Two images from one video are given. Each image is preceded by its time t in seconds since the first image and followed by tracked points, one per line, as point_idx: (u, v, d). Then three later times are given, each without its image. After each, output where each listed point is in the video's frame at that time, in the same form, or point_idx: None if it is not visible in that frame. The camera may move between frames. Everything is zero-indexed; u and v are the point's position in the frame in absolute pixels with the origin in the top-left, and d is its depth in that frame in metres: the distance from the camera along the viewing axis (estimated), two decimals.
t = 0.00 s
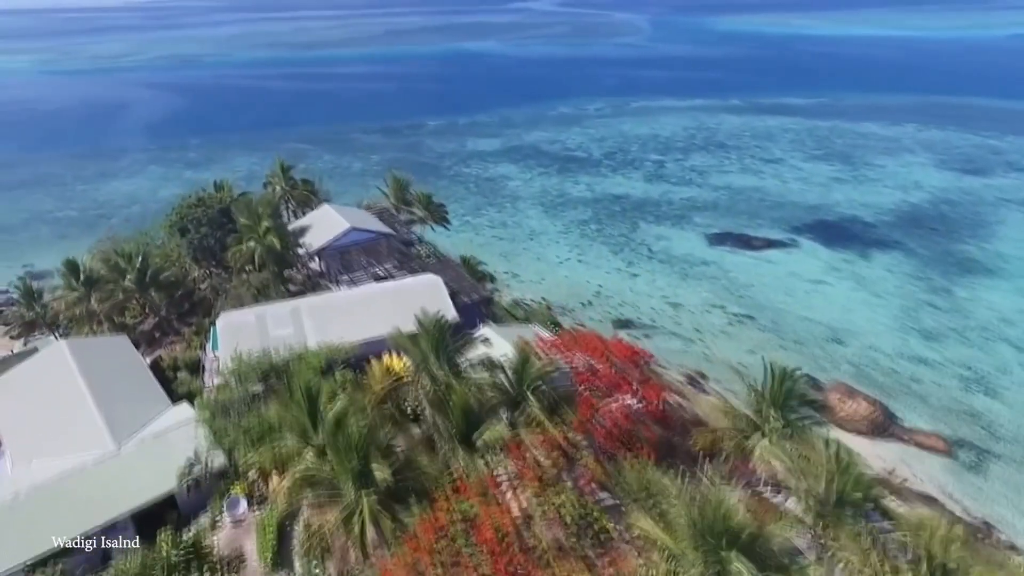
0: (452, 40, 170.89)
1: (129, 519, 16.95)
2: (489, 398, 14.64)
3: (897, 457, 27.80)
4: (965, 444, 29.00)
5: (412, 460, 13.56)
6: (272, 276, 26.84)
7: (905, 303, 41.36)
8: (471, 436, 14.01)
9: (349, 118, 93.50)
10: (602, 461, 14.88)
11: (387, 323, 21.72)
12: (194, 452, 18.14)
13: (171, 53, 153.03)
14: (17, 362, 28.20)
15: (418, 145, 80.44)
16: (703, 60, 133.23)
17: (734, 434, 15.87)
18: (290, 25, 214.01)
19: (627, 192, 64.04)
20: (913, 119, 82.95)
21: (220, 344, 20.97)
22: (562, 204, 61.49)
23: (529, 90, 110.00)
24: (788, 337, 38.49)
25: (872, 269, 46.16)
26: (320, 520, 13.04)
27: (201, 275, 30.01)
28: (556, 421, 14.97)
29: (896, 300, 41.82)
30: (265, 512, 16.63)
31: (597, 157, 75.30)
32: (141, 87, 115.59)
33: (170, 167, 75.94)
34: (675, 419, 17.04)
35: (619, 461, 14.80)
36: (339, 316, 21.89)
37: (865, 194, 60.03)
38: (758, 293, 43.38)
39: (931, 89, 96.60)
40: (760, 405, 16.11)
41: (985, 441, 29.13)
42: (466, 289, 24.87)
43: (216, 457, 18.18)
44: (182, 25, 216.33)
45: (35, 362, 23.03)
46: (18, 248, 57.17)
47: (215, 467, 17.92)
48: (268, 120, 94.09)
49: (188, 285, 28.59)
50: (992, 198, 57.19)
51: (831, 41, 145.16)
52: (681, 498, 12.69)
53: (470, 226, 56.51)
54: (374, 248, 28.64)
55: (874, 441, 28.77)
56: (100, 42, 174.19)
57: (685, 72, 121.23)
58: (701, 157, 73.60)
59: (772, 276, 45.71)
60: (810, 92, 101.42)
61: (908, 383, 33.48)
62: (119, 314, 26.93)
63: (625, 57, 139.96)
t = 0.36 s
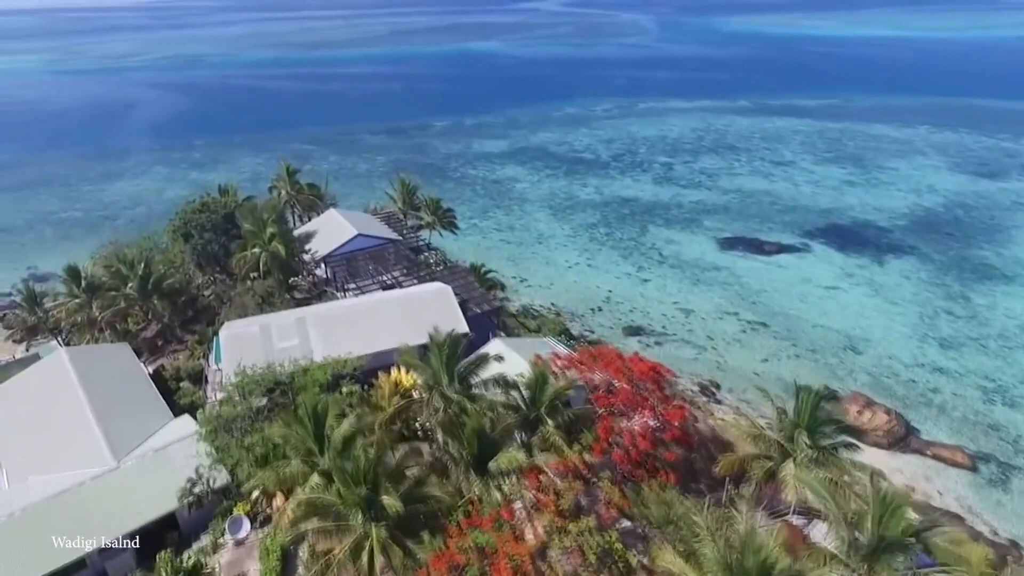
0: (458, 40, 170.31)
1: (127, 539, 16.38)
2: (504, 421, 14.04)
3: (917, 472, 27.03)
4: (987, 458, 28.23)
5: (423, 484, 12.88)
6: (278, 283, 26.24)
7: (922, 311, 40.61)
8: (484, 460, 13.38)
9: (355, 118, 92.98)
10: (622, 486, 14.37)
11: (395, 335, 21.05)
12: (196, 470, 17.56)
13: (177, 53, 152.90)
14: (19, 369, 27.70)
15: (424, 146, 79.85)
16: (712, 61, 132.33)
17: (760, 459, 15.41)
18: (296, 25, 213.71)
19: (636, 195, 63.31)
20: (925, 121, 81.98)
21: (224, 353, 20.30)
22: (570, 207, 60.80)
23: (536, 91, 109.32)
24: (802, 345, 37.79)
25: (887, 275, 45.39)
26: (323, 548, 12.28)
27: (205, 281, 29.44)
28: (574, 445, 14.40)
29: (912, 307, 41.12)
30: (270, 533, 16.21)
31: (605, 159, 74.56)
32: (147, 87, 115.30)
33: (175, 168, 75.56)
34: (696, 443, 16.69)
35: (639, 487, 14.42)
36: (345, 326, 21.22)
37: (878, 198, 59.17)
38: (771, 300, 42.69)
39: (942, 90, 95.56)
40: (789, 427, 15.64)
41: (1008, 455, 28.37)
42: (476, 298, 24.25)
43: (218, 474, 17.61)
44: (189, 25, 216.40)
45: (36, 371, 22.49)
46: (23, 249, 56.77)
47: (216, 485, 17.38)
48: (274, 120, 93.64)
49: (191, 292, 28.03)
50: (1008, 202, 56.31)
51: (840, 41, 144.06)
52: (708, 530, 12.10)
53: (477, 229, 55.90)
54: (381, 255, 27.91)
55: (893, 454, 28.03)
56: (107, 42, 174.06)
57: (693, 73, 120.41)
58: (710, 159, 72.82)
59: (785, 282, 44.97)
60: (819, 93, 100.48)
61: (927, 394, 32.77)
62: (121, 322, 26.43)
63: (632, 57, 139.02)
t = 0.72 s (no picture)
0: (463, 40, 169.66)
1: (126, 556, 15.90)
2: (517, 442, 13.55)
3: (935, 484, 26.40)
4: (1007, 470, 27.59)
5: (434, 512, 12.53)
6: (282, 289, 25.67)
7: (936, 318, 40.02)
8: (496, 484, 12.77)
9: (360, 119, 92.51)
10: (642, 511, 14.16)
11: (402, 346, 20.58)
12: (197, 486, 17.04)
13: (181, 53, 152.60)
14: (19, 375, 27.23)
15: (429, 147, 79.32)
16: (717, 61, 131.52)
17: (787, 479, 15.10)
18: (301, 25, 213.40)
19: (643, 197, 62.69)
20: (935, 123, 81.13)
21: (226, 364, 19.81)
22: (576, 209, 60.21)
23: (541, 91, 108.71)
24: (814, 351, 37.19)
25: (900, 279, 44.77)
26: None
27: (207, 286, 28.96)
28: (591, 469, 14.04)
29: (927, 313, 40.51)
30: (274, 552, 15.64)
31: (611, 160, 73.92)
32: (152, 87, 115.03)
33: (180, 169, 75.19)
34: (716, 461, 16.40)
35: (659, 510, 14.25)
36: (350, 335, 20.71)
37: (889, 200, 58.49)
38: (781, 304, 42.07)
39: (951, 92, 94.75)
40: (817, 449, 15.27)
41: None
42: (485, 305, 23.82)
43: (221, 489, 17.09)
44: (193, 25, 215.99)
45: (35, 379, 22.04)
46: (27, 250, 56.46)
47: (219, 500, 16.85)
48: (278, 121, 93.16)
49: (193, 297, 27.49)
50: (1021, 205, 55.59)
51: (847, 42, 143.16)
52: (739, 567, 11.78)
53: (482, 232, 55.32)
54: (388, 260, 27.41)
55: (909, 465, 27.39)
56: (113, 42, 173.99)
57: (700, 74, 119.65)
58: (718, 161, 72.14)
59: (795, 286, 44.31)
60: (827, 94, 99.70)
61: (943, 403, 32.19)
62: (122, 328, 25.92)
63: (638, 58, 138.20)
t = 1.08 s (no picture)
0: (468, 40, 168.99)
1: None
2: (535, 469, 13.21)
3: (957, 500, 25.60)
4: None
5: (447, 541, 11.89)
6: (287, 297, 25.15)
7: (953, 327, 39.38)
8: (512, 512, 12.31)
9: (365, 120, 91.95)
10: (665, 542, 14.35)
11: (410, 359, 20.08)
12: (198, 507, 16.41)
13: (185, 53, 152.12)
14: (18, 383, 26.63)
15: (435, 148, 78.68)
16: (724, 62, 130.63)
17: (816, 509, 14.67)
18: (305, 24, 212.98)
19: (652, 200, 61.94)
20: (947, 125, 80.24)
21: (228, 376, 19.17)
22: (584, 212, 59.50)
23: (547, 92, 108.00)
24: (829, 359, 36.45)
25: (915, 286, 44.07)
26: None
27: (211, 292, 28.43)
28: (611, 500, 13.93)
29: (943, 321, 39.93)
30: None
31: (619, 162, 73.16)
32: (155, 87, 114.51)
33: (184, 169, 74.69)
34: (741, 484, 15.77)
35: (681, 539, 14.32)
36: (357, 346, 20.18)
37: (902, 204, 57.70)
38: (795, 311, 41.31)
39: (962, 93, 93.81)
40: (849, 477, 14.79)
41: None
42: (497, 316, 23.25)
43: (223, 509, 16.37)
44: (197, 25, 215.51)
45: (32, 390, 21.43)
46: (30, 252, 55.95)
47: (219, 521, 16.08)
48: (283, 121, 92.64)
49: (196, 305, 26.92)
50: None
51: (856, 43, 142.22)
52: None
53: (489, 235, 54.62)
54: (394, 268, 26.85)
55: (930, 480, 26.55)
56: (118, 42, 173.72)
57: (707, 75, 118.75)
58: (727, 163, 71.33)
59: (808, 292, 43.58)
60: (836, 95, 98.81)
61: (964, 415, 31.53)
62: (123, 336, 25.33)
63: (644, 58, 137.31)
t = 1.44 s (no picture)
0: (472, 40, 168.41)
1: None
2: (550, 494, 12.86)
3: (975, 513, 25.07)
4: None
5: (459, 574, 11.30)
6: (290, 305, 24.70)
7: (968, 333, 38.71)
8: (529, 539, 11.70)
9: (369, 120, 91.49)
10: (688, 569, 14.03)
11: (419, 371, 19.61)
12: (197, 526, 15.87)
13: (190, 53, 151.87)
14: (17, 390, 26.17)
15: (440, 149, 78.15)
16: (731, 62, 129.86)
17: (847, 534, 14.23)
18: (309, 24, 212.79)
19: (659, 202, 61.31)
20: (957, 127, 79.37)
21: (230, 390, 18.65)
22: (591, 214, 58.90)
23: (553, 92, 107.36)
24: (842, 366, 35.80)
25: (928, 291, 43.40)
26: None
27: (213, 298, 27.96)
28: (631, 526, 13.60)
29: (957, 327, 39.34)
30: None
31: (625, 164, 72.51)
32: (160, 87, 114.23)
33: (188, 170, 74.33)
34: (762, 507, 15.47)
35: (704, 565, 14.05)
36: (363, 356, 19.69)
37: (913, 207, 56.99)
38: (805, 316, 40.69)
39: (972, 94, 92.91)
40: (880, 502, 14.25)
41: None
42: (505, 325, 22.76)
43: (224, 527, 15.85)
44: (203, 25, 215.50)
45: (33, 398, 21.00)
46: (33, 254, 55.57)
47: (220, 539, 15.57)
48: (286, 121, 92.22)
49: (199, 311, 26.41)
50: None
51: (864, 43, 141.26)
52: None
53: (494, 238, 54.08)
54: (400, 273, 26.26)
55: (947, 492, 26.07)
56: (122, 42, 173.67)
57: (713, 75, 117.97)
58: (734, 165, 70.63)
59: (818, 297, 42.93)
60: (844, 96, 97.97)
61: (980, 424, 30.91)
62: (124, 342, 24.85)
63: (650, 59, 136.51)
